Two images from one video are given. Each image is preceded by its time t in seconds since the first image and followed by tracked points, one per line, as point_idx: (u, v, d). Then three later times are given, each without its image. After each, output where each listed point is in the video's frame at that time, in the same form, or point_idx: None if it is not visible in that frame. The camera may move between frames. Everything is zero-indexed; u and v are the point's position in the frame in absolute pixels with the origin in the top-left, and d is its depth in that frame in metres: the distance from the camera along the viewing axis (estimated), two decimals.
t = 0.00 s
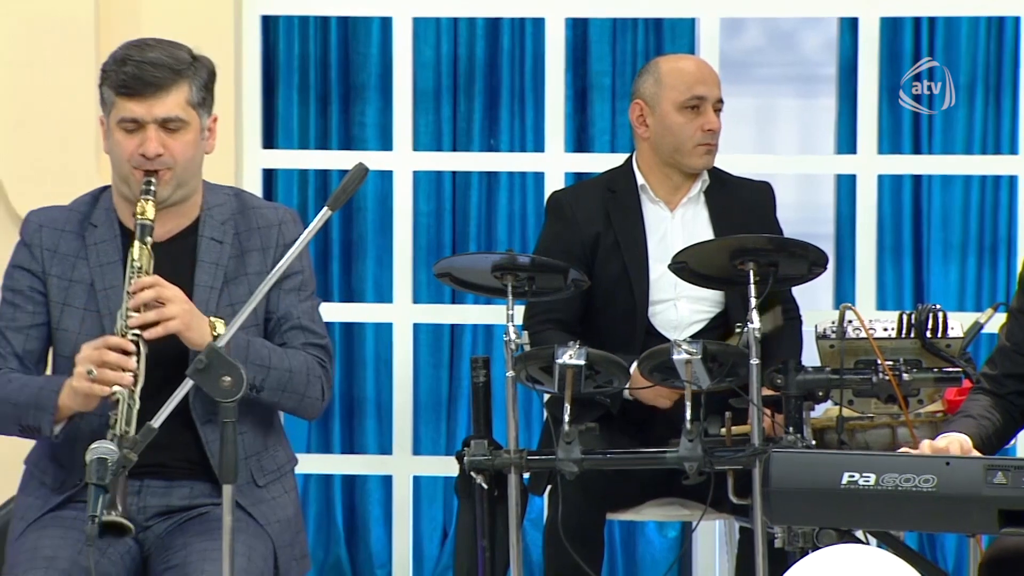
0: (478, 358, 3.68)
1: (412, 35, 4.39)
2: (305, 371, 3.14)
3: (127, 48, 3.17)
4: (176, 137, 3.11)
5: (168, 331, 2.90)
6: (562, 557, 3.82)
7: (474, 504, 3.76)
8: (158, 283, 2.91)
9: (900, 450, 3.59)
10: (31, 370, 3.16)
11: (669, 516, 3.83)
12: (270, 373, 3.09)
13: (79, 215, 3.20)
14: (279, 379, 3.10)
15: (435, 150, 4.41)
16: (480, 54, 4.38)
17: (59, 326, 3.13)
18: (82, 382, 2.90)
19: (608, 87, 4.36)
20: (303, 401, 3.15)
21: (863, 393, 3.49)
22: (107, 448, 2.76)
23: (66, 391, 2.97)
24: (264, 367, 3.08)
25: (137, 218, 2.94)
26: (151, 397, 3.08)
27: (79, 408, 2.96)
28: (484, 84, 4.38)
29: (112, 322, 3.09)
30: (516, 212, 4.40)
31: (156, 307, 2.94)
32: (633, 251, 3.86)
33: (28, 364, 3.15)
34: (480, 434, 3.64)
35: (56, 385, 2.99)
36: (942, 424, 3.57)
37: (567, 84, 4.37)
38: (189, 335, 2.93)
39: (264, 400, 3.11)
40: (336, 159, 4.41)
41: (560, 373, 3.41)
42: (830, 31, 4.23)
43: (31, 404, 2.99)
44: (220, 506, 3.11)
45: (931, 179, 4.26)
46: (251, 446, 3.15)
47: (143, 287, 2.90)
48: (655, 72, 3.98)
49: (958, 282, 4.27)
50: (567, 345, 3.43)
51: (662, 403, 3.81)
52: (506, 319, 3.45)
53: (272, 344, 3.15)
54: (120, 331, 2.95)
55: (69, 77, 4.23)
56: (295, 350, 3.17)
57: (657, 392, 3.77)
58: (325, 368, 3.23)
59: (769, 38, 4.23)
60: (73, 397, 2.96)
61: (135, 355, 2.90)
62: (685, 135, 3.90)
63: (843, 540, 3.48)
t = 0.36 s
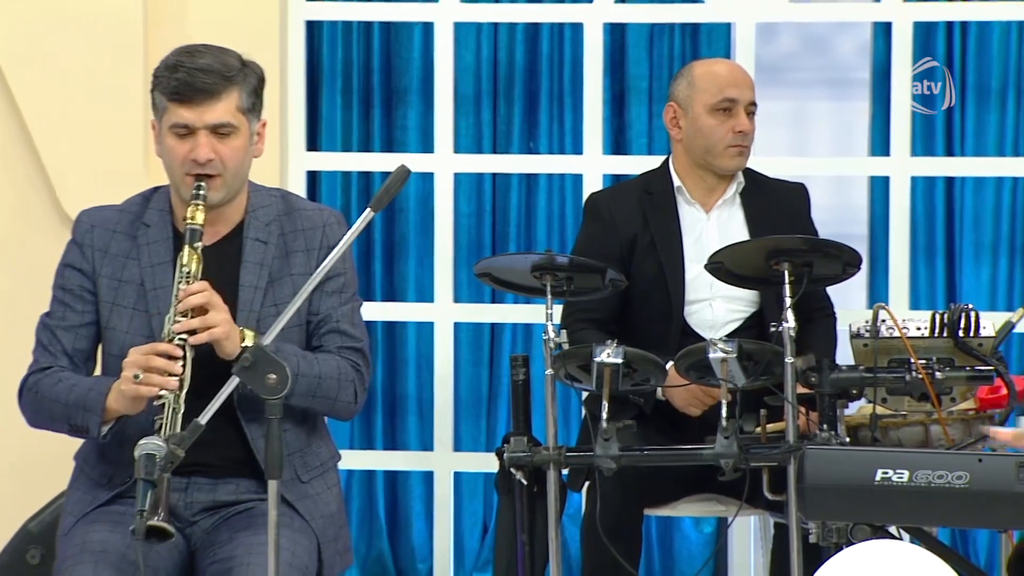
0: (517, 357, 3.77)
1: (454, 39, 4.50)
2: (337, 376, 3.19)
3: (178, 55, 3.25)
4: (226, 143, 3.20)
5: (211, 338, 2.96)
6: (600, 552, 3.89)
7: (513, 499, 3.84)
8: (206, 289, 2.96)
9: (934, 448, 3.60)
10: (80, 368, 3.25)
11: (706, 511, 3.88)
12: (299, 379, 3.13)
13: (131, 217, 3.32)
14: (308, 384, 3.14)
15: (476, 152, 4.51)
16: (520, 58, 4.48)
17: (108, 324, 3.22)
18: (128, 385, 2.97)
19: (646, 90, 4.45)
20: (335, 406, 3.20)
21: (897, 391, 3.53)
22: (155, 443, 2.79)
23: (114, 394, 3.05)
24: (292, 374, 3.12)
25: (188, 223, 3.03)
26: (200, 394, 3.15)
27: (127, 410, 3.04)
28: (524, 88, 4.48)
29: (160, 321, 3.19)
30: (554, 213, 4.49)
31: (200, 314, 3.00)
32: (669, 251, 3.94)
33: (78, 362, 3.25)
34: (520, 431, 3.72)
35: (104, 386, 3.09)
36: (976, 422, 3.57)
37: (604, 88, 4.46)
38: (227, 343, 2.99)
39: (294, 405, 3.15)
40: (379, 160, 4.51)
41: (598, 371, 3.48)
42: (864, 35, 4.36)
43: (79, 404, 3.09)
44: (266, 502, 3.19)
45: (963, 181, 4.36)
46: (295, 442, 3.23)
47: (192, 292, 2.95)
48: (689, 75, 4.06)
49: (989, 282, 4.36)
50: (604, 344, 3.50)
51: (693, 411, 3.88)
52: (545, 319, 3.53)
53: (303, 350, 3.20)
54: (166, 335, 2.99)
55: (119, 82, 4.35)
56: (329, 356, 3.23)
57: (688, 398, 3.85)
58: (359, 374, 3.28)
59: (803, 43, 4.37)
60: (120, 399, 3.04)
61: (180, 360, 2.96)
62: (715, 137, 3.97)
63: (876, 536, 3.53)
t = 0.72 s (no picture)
0: (553, 356, 3.85)
1: (490, 43, 4.59)
2: (378, 354, 3.27)
3: (223, 51, 3.35)
4: (271, 134, 3.29)
5: (255, 302, 3.00)
6: (634, 547, 3.97)
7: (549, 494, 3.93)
8: (247, 257, 3.00)
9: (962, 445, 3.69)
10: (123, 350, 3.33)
11: (738, 507, 3.97)
12: (342, 354, 3.22)
13: (175, 212, 3.43)
14: (351, 359, 3.23)
15: (512, 154, 4.60)
16: (555, 62, 4.58)
17: (150, 313, 3.32)
18: (172, 340, 3.01)
19: (679, 92, 4.54)
20: (375, 384, 3.28)
21: (925, 389, 3.58)
22: (199, 440, 2.80)
23: (154, 357, 3.13)
24: (336, 348, 3.21)
25: (233, 203, 3.12)
26: (242, 385, 3.23)
27: (167, 372, 3.11)
28: (559, 92, 4.57)
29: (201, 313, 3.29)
30: (589, 215, 4.58)
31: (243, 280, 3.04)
32: (701, 253, 4.01)
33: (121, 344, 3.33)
34: (554, 429, 3.80)
35: (145, 353, 3.16)
36: (1003, 420, 3.66)
37: (638, 91, 4.56)
38: (269, 309, 3.04)
39: (337, 380, 3.24)
40: (417, 163, 4.61)
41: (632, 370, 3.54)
42: (893, 39, 4.48)
43: (120, 371, 3.16)
44: (306, 497, 3.28)
45: (992, 182, 4.48)
46: (336, 431, 3.31)
47: (233, 261, 2.98)
48: (736, 85, 4.07)
49: (1017, 283, 4.47)
50: (638, 343, 3.58)
51: (727, 398, 3.95)
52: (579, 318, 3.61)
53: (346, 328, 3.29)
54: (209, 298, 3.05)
55: (162, 86, 4.46)
56: (371, 335, 3.31)
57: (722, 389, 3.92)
58: (398, 356, 3.36)
59: (835, 46, 4.49)
60: (163, 359, 3.11)
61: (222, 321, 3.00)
62: (743, 154, 3.99)
63: (906, 532, 3.61)
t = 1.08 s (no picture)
0: (587, 354, 3.93)
1: (525, 47, 4.68)
2: (416, 338, 3.35)
3: (261, 53, 3.45)
4: (309, 131, 3.38)
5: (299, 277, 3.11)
6: (667, 543, 4.06)
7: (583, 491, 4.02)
8: (294, 236, 3.12)
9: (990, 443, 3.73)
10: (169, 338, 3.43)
11: (769, 503, 4.06)
12: (383, 333, 3.30)
13: (216, 208, 3.54)
14: (391, 339, 3.30)
15: (546, 156, 4.69)
16: (589, 64, 4.66)
17: (194, 303, 3.43)
18: (219, 309, 3.12)
19: (711, 96, 4.62)
20: (413, 366, 3.35)
21: (954, 388, 3.64)
22: (239, 436, 2.85)
23: (201, 333, 3.23)
24: (378, 327, 3.30)
25: (274, 192, 3.25)
26: (287, 383, 3.33)
27: (213, 345, 3.22)
28: (593, 94, 4.66)
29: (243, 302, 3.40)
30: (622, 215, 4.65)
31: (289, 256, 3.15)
32: (735, 255, 4.09)
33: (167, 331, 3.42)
34: (589, 426, 3.88)
35: (191, 332, 3.27)
36: None
37: (671, 94, 4.64)
38: (314, 284, 3.14)
39: (376, 360, 3.31)
40: (453, 165, 4.70)
41: (664, 369, 3.61)
42: (922, 45, 4.57)
43: (168, 350, 3.26)
44: (345, 493, 3.37)
45: (1019, 184, 4.57)
46: (373, 417, 3.41)
47: (281, 239, 3.11)
48: (780, 97, 4.07)
49: None
50: (670, 342, 3.65)
51: (759, 403, 4.01)
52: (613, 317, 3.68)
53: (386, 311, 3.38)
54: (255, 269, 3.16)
55: (203, 89, 4.55)
56: (409, 320, 3.39)
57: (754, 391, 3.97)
58: (433, 343, 3.45)
59: (865, 51, 4.57)
60: (210, 333, 3.21)
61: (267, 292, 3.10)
62: (778, 167, 4.05)
63: (935, 528, 3.66)
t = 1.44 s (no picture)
0: (623, 353, 4.01)
1: (562, 51, 4.77)
2: (457, 341, 3.44)
3: (308, 58, 3.55)
4: (355, 137, 3.47)
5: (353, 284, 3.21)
6: (703, 538, 4.13)
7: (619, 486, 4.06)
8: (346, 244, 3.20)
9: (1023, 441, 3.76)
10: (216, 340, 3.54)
11: (803, 501, 4.06)
12: (424, 339, 3.39)
13: (258, 211, 3.64)
14: (432, 345, 3.40)
15: (583, 158, 4.77)
16: (626, 68, 4.74)
17: (240, 304, 3.54)
18: (273, 319, 3.18)
19: (746, 99, 4.69)
20: (453, 369, 3.44)
21: (986, 386, 3.69)
22: (283, 432, 2.92)
23: (255, 339, 3.32)
24: (419, 333, 3.39)
25: (324, 199, 3.32)
26: (331, 381, 3.43)
27: (268, 352, 3.31)
28: (629, 98, 4.73)
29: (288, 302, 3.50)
30: (658, 217, 4.73)
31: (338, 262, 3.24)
32: (770, 256, 4.16)
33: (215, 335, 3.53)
34: (625, 424, 3.95)
35: (244, 337, 3.37)
36: None
37: (706, 97, 4.72)
38: (362, 292, 3.24)
39: (418, 364, 3.41)
40: (492, 167, 4.79)
41: (700, 367, 3.68)
42: (954, 48, 4.64)
43: (220, 355, 3.36)
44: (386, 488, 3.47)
45: None
46: (412, 415, 3.51)
47: (331, 248, 3.19)
48: (817, 101, 4.13)
49: None
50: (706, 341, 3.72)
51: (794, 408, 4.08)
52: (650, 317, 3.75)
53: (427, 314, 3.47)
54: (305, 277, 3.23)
55: (247, 95, 4.66)
56: (450, 324, 3.48)
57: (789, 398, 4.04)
58: (473, 345, 3.54)
59: (897, 55, 4.66)
60: (264, 340, 3.30)
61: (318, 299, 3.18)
62: (815, 169, 4.11)
63: (967, 524, 3.67)
